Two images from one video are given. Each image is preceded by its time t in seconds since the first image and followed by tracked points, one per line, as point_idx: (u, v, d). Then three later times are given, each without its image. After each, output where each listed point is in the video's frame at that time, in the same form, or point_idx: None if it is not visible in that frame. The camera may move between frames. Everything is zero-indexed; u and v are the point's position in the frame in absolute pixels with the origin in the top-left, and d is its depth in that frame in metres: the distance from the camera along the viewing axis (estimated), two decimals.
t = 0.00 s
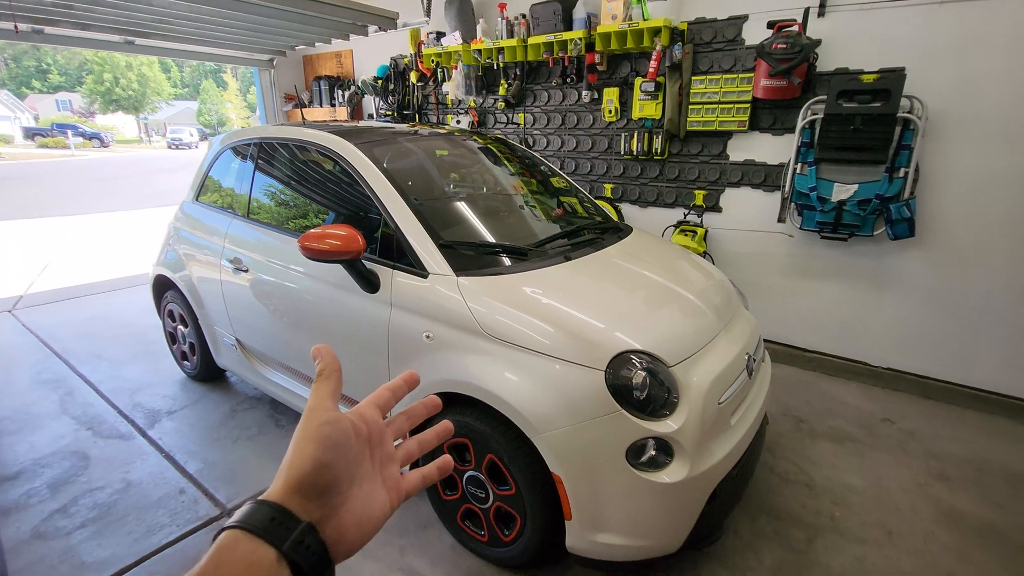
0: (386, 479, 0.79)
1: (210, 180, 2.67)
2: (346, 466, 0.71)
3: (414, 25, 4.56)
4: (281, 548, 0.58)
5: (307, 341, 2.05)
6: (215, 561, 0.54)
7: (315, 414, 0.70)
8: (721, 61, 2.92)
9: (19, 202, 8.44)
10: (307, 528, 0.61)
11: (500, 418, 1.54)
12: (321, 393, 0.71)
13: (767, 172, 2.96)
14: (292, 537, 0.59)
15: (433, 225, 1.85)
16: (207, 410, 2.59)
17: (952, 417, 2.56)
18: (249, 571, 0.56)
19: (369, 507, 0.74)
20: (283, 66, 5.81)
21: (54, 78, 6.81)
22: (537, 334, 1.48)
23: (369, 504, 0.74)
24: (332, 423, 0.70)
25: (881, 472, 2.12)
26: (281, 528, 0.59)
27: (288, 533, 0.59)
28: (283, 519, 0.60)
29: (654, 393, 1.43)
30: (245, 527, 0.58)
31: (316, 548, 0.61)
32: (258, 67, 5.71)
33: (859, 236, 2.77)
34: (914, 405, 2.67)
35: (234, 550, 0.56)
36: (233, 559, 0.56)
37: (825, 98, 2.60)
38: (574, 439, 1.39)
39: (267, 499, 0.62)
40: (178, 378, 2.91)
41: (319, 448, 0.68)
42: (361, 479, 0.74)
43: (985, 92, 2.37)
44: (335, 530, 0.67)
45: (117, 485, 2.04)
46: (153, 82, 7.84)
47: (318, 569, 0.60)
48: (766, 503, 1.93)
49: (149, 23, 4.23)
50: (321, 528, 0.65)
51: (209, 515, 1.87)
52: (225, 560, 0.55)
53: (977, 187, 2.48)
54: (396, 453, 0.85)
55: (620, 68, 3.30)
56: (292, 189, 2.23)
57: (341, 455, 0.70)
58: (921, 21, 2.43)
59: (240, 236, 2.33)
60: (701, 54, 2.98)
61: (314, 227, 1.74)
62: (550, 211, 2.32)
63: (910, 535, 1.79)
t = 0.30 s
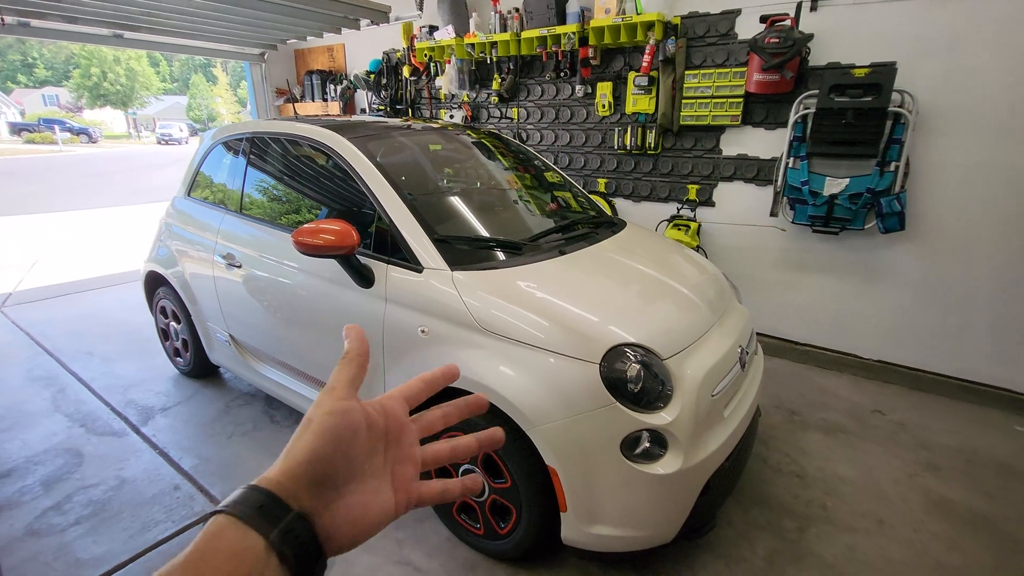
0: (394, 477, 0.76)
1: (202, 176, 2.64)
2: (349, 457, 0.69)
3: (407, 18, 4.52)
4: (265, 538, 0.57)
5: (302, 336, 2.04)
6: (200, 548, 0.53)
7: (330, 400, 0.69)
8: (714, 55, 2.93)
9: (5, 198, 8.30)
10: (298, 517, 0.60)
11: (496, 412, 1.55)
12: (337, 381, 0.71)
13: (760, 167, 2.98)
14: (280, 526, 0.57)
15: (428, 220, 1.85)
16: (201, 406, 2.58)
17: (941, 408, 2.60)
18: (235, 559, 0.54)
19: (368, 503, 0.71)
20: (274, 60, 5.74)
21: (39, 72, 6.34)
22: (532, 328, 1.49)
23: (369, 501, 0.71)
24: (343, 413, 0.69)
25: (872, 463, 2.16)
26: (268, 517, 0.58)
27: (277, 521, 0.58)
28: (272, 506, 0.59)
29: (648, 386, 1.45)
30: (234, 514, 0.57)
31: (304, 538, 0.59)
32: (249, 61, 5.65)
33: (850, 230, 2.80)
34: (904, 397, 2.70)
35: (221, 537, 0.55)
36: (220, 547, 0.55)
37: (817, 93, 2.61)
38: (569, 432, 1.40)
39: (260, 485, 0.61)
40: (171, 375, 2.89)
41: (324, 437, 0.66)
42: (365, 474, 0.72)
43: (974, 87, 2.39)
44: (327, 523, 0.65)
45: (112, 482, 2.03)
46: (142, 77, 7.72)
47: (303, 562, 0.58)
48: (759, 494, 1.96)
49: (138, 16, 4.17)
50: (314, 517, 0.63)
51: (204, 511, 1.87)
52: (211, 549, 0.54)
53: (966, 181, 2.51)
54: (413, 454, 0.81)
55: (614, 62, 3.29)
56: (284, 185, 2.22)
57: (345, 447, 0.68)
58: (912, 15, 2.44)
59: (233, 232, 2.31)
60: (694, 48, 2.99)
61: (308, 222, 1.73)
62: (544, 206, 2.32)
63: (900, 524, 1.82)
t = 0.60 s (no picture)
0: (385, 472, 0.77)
1: (193, 174, 2.62)
2: (356, 447, 0.70)
3: (400, 15, 4.48)
4: (290, 523, 0.55)
5: (295, 334, 2.03)
6: (222, 535, 0.51)
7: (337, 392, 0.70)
8: (707, 54, 2.94)
9: None
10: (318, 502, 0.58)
11: (490, 409, 1.56)
12: (342, 375, 0.71)
13: (751, 165, 3.00)
14: (302, 513, 0.55)
15: (422, 218, 1.85)
16: (194, 405, 2.56)
17: (929, 404, 2.63)
18: (254, 548, 0.52)
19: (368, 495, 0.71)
20: (266, 56, 5.70)
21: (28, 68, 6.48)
22: (526, 325, 1.50)
23: (368, 493, 0.71)
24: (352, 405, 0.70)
25: (861, 457, 2.18)
26: (291, 503, 0.55)
27: (297, 508, 0.55)
28: (294, 492, 0.56)
29: (641, 382, 1.46)
30: (257, 499, 0.55)
31: (323, 525, 0.57)
32: (241, 57, 5.61)
33: (841, 228, 2.83)
34: (893, 392, 2.74)
35: (243, 524, 0.53)
36: (240, 535, 0.52)
37: (808, 92, 2.64)
38: (563, 428, 1.41)
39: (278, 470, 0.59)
40: (163, 374, 2.87)
41: (336, 426, 0.67)
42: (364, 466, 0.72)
43: (962, 86, 2.42)
44: (336, 511, 0.64)
45: (103, 481, 2.02)
46: (131, 73, 7.64)
47: (324, 547, 0.57)
48: (750, 489, 1.98)
49: (128, 12, 4.13)
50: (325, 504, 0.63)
51: (197, 510, 1.86)
52: (231, 535, 0.51)
53: (954, 179, 2.54)
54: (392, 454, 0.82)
55: (607, 60, 3.30)
56: (277, 182, 2.21)
57: (353, 436, 0.69)
58: (902, 15, 2.47)
59: (226, 229, 2.30)
60: (687, 47, 3.01)
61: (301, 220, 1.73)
62: (538, 204, 2.33)
63: (889, 518, 1.84)
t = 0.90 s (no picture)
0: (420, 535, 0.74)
1: (188, 176, 2.61)
2: (393, 508, 0.68)
3: (398, 17, 4.49)
4: None
5: (291, 338, 2.02)
6: None
7: (374, 453, 0.70)
8: (705, 56, 2.94)
9: None
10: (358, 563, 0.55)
11: (488, 414, 1.54)
12: (380, 435, 0.72)
13: (750, 168, 3.00)
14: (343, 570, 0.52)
15: (419, 220, 1.83)
16: (188, 409, 2.54)
17: (927, 407, 2.63)
18: None
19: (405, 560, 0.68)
20: (263, 58, 5.68)
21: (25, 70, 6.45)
22: (524, 329, 1.48)
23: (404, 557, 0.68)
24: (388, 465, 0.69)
25: (861, 461, 2.17)
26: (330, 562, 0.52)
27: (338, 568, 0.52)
28: (335, 554, 0.54)
29: (640, 386, 1.44)
30: (298, 559, 0.52)
31: None
32: (238, 59, 5.60)
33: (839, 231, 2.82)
34: (892, 396, 2.73)
35: None
36: None
37: (806, 95, 2.64)
38: (561, 432, 1.40)
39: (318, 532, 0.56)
40: (157, 377, 2.84)
41: (374, 487, 0.66)
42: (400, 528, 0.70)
43: (959, 90, 2.43)
44: None
45: (95, 487, 1.99)
46: (128, 75, 7.62)
47: None
48: (750, 493, 1.97)
49: (124, 13, 4.12)
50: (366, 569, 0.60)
51: (191, 516, 1.84)
52: None
53: (952, 183, 2.54)
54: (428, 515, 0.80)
55: (605, 63, 3.30)
56: (274, 184, 2.19)
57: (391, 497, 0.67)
58: (900, 19, 2.47)
59: (221, 232, 2.28)
60: (685, 50, 3.01)
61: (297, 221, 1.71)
62: (536, 206, 2.32)
63: (889, 522, 1.83)
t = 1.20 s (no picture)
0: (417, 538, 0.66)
1: (191, 185, 2.62)
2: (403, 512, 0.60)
3: (400, 28, 4.53)
4: None
5: (292, 347, 2.02)
6: None
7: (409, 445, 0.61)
8: (705, 65, 2.96)
9: None
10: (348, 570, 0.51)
11: (488, 424, 1.53)
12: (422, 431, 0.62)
13: (751, 176, 3.00)
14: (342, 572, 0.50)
15: (420, 229, 1.83)
16: (189, 417, 2.53)
17: (932, 416, 2.61)
18: None
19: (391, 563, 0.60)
20: (267, 68, 5.73)
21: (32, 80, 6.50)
22: (525, 338, 1.48)
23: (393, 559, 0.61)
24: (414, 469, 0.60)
25: (865, 470, 2.15)
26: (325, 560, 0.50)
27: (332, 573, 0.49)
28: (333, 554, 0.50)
29: (641, 396, 1.43)
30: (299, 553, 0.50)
31: None
32: (242, 69, 5.66)
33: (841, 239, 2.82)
34: (896, 405, 2.71)
35: None
36: None
37: (807, 103, 2.64)
38: (562, 443, 1.39)
39: (324, 517, 0.52)
40: (158, 386, 2.84)
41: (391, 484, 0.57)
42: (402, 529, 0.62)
43: (961, 97, 2.43)
44: None
45: (95, 496, 1.98)
46: (134, 85, 7.70)
47: None
48: (753, 503, 1.95)
49: (130, 24, 4.17)
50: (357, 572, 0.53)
51: (190, 526, 1.83)
52: None
53: (954, 190, 2.53)
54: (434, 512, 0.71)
55: (606, 72, 3.31)
56: (276, 193, 2.20)
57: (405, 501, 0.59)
58: (900, 27, 2.48)
59: (223, 241, 2.28)
60: (685, 59, 3.03)
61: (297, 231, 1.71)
62: (537, 214, 2.32)
63: (894, 533, 1.81)
